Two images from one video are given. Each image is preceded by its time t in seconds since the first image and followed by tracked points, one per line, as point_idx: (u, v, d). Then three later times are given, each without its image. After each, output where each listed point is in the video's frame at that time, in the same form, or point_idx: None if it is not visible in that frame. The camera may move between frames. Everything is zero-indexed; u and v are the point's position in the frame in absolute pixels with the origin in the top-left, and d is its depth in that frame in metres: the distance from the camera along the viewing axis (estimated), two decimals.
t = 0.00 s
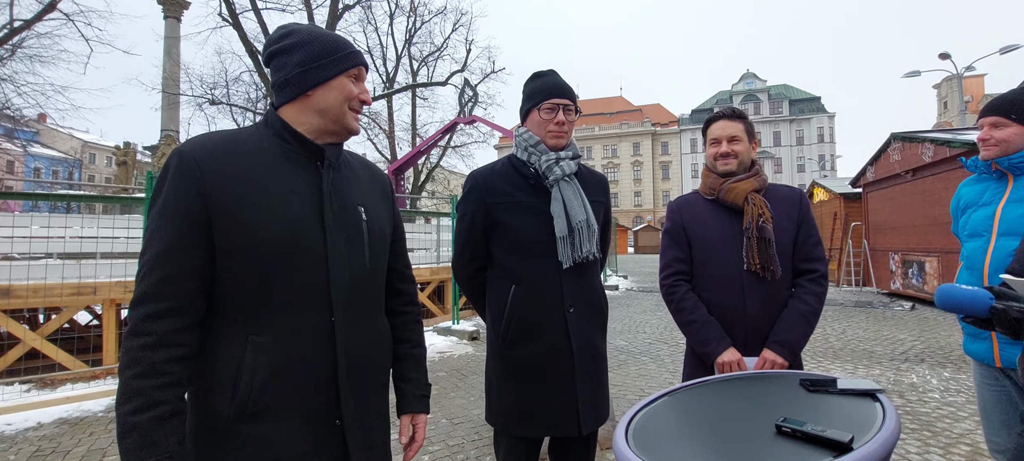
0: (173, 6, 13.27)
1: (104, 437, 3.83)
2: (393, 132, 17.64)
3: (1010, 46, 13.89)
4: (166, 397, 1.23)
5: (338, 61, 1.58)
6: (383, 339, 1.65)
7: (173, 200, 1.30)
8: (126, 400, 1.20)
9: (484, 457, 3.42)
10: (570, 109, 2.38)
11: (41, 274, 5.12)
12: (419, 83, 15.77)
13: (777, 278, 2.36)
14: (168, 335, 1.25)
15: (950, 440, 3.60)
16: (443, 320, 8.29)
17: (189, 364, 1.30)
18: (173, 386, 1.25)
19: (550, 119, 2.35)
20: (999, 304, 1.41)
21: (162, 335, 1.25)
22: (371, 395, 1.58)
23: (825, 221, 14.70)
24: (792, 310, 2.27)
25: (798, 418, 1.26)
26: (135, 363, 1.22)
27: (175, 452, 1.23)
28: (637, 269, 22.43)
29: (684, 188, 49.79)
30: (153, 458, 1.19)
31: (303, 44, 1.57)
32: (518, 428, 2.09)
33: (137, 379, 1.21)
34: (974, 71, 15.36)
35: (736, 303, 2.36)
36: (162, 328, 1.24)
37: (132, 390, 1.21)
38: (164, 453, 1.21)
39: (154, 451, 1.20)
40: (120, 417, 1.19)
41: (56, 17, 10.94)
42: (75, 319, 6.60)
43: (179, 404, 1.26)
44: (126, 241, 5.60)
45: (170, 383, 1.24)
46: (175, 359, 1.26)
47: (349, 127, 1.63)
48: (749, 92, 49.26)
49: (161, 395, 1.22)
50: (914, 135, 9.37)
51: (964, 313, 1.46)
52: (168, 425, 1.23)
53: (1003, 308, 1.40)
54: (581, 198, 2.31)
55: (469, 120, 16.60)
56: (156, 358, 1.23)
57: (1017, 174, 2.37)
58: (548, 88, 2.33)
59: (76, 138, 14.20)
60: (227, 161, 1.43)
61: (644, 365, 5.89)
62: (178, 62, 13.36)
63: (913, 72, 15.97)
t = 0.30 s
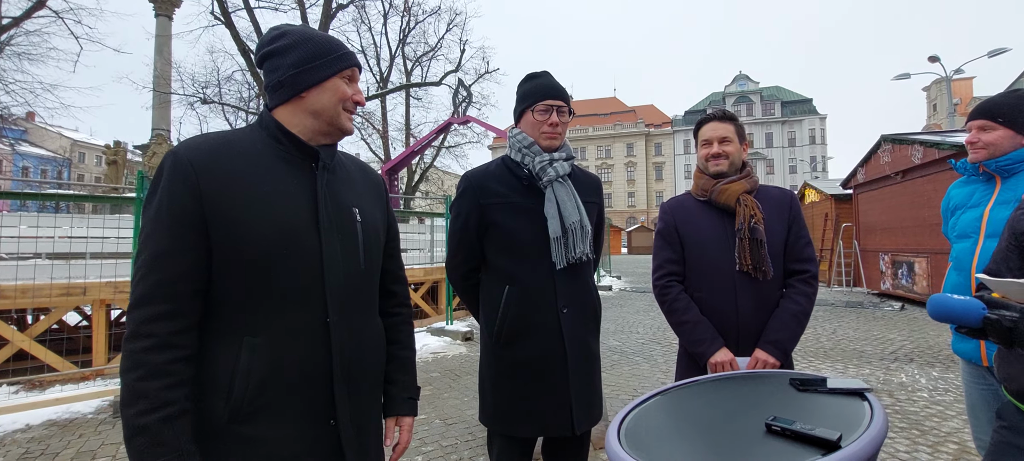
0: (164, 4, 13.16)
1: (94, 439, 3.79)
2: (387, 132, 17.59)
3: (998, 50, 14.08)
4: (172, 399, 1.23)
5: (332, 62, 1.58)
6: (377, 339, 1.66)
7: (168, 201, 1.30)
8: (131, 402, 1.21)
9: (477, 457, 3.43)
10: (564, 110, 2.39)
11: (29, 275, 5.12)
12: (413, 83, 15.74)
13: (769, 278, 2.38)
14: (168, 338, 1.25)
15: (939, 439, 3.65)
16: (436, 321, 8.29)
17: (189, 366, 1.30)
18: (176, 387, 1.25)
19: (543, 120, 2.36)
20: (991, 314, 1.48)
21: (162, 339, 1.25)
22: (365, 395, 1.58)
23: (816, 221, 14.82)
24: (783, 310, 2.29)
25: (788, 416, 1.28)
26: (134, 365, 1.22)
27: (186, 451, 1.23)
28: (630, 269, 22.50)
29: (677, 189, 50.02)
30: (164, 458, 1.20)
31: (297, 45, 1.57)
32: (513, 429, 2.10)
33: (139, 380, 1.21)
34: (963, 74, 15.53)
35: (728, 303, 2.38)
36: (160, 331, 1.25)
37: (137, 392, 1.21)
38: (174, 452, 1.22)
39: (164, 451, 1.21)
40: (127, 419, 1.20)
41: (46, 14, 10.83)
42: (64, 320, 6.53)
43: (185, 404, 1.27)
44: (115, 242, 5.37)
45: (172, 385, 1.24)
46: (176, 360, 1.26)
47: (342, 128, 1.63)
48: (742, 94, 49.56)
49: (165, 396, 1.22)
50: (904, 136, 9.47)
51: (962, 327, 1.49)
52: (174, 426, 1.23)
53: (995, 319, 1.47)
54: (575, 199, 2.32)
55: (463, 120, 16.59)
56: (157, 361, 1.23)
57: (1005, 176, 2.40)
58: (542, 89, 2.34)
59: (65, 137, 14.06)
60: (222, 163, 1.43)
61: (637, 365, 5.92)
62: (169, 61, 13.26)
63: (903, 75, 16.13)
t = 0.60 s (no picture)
0: (157, 2, 13.08)
1: (86, 440, 3.77)
2: (382, 133, 17.55)
3: (990, 53, 14.21)
4: (172, 400, 1.23)
5: (326, 61, 1.57)
6: (373, 339, 1.65)
7: (165, 202, 1.29)
8: (130, 403, 1.21)
9: (473, 457, 3.43)
10: (561, 111, 2.40)
11: (20, 275, 5.09)
12: (408, 84, 15.71)
13: (762, 279, 2.40)
14: (166, 339, 1.25)
15: (930, 438, 3.68)
16: (432, 321, 8.28)
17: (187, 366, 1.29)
18: (174, 388, 1.24)
19: (540, 120, 2.36)
20: (967, 298, 1.49)
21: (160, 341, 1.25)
22: (361, 395, 1.58)
23: (810, 223, 14.91)
24: (776, 311, 2.31)
25: (782, 414, 1.29)
26: (133, 365, 1.22)
27: (186, 451, 1.23)
28: (625, 270, 22.54)
29: (672, 190, 50.18)
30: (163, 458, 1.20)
31: (292, 44, 1.57)
32: (511, 428, 2.10)
33: (138, 381, 1.21)
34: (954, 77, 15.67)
35: (722, 304, 2.39)
36: (158, 332, 1.24)
37: (136, 393, 1.21)
38: (174, 453, 1.21)
39: (165, 451, 1.21)
40: (126, 420, 1.20)
41: (37, 12, 10.73)
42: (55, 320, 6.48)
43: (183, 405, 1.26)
44: (108, 242, 5.39)
45: (172, 385, 1.24)
46: (175, 361, 1.26)
47: (338, 128, 1.63)
48: (736, 95, 49.78)
49: (164, 397, 1.22)
50: (896, 139, 9.55)
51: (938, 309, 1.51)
52: (173, 426, 1.22)
53: (969, 302, 1.48)
54: (571, 200, 2.33)
55: (458, 121, 16.57)
56: (154, 361, 1.22)
57: (997, 177, 2.43)
58: (539, 90, 2.35)
59: (56, 136, 13.93)
60: (219, 164, 1.42)
61: (632, 365, 5.94)
62: (162, 60, 13.18)
63: (895, 78, 16.26)
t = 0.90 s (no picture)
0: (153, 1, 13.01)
1: (79, 442, 3.74)
2: (378, 133, 17.51)
3: (983, 56, 14.31)
4: (157, 397, 1.22)
5: (308, 53, 1.58)
6: (369, 341, 1.64)
7: (159, 200, 1.30)
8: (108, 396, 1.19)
9: (468, 458, 3.42)
10: (557, 112, 2.40)
11: (12, 275, 5.03)
12: (405, 84, 15.68)
13: (755, 278, 2.40)
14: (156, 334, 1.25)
15: (924, 438, 3.70)
16: (428, 321, 8.27)
17: (174, 361, 1.30)
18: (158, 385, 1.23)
19: (537, 121, 2.37)
20: (930, 281, 1.48)
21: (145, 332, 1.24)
22: (355, 398, 1.56)
23: (805, 223, 14.98)
24: (768, 310, 2.32)
25: (775, 415, 1.30)
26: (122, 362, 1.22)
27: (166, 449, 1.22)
28: (621, 271, 22.56)
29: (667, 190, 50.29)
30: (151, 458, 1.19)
31: (277, 43, 1.59)
32: (506, 428, 2.10)
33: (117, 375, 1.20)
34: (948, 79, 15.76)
35: (714, 303, 2.40)
36: (149, 329, 1.24)
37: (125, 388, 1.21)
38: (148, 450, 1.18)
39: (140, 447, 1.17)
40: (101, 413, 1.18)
41: (31, 10, 10.64)
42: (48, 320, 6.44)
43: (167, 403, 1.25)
44: (102, 242, 5.34)
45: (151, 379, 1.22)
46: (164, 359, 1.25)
47: (325, 121, 1.59)
48: (732, 97, 49.92)
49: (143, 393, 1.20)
50: (891, 140, 9.60)
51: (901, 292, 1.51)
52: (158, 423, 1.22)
53: (932, 285, 1.48)
54: (567, 200, 2.33)
55: (455, 121, 16.55)
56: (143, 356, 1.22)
57: (991, 179, 2.45)
58: (536, 90, 2.35)
59: (50, 135, 13.83)
60: (214, 163, 1.42)
61: (628, 366, 5.95)
62: (157, 58, 13.11)
63: (890, 79, 16.35)
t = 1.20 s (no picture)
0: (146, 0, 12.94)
1: (70, 444, 3.71)
2: (373, 133, 17.48)
3: (974, 58, 14.44)
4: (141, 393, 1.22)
5: (301, 55, 1.58)
6: (361, 344, 1.62)
7: (148, 195, 1.31)
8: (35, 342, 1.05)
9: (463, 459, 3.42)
10: (552, 113, 2.40)
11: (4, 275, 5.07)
12: (400, 84, 15.66)
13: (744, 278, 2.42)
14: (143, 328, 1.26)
15: (915, 438, 3.74)
16: (423, 322, 8.27)
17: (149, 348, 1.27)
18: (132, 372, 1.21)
19: (531, 122, 2.37)
20: (904, 294, 1.43)
21: (104, 282, 1.20)
22: (346, 401, 1.55)
23: (799, 224, 15.06)
24: (757, 310, 2.33)
25: (766, 416, 1.30)
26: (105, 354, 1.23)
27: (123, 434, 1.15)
28: (616, 271, 22.62)
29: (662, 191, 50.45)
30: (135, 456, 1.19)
31: (274, 46, 1.62)
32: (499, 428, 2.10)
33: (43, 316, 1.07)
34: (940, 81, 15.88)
35: (704, 303, 2.41)
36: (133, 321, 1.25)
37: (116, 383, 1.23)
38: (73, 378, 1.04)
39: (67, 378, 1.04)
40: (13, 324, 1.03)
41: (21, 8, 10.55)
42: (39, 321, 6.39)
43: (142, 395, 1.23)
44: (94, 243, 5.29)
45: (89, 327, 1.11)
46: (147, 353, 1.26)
47: (317, 122, 1.58)
48: (726, 98, 50.13)
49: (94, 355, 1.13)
50: (883, 142, 9.68)
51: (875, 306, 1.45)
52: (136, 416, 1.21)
53: (907, 298, 1.42)
54: (562, 201, 2.34)
55: (450, 121, 16.54)
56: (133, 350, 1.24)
57: (983, 181, 2.47)
58: (530, 92, 2.36)
59: (41, 135, 13.73)
60: (206, 162, 1.44)
61: (623, 366, 5.96)
62: (150, 58, 13.02)
63: (883, 81, 16.46)
